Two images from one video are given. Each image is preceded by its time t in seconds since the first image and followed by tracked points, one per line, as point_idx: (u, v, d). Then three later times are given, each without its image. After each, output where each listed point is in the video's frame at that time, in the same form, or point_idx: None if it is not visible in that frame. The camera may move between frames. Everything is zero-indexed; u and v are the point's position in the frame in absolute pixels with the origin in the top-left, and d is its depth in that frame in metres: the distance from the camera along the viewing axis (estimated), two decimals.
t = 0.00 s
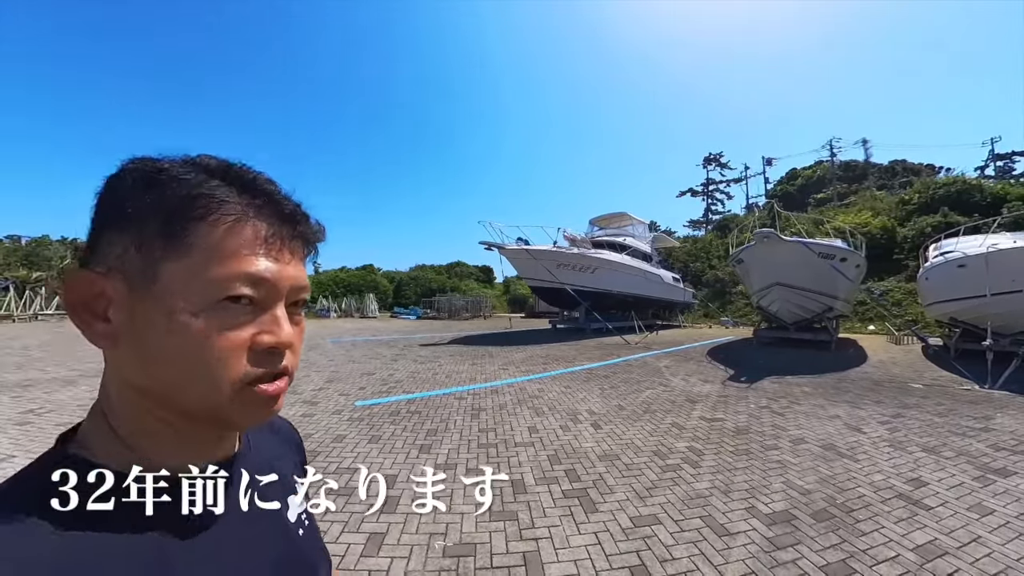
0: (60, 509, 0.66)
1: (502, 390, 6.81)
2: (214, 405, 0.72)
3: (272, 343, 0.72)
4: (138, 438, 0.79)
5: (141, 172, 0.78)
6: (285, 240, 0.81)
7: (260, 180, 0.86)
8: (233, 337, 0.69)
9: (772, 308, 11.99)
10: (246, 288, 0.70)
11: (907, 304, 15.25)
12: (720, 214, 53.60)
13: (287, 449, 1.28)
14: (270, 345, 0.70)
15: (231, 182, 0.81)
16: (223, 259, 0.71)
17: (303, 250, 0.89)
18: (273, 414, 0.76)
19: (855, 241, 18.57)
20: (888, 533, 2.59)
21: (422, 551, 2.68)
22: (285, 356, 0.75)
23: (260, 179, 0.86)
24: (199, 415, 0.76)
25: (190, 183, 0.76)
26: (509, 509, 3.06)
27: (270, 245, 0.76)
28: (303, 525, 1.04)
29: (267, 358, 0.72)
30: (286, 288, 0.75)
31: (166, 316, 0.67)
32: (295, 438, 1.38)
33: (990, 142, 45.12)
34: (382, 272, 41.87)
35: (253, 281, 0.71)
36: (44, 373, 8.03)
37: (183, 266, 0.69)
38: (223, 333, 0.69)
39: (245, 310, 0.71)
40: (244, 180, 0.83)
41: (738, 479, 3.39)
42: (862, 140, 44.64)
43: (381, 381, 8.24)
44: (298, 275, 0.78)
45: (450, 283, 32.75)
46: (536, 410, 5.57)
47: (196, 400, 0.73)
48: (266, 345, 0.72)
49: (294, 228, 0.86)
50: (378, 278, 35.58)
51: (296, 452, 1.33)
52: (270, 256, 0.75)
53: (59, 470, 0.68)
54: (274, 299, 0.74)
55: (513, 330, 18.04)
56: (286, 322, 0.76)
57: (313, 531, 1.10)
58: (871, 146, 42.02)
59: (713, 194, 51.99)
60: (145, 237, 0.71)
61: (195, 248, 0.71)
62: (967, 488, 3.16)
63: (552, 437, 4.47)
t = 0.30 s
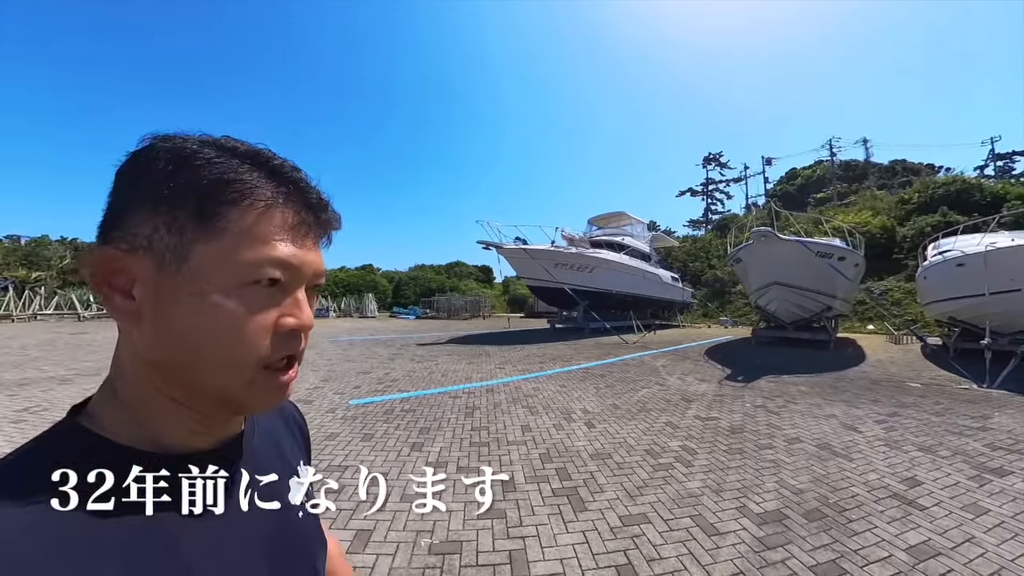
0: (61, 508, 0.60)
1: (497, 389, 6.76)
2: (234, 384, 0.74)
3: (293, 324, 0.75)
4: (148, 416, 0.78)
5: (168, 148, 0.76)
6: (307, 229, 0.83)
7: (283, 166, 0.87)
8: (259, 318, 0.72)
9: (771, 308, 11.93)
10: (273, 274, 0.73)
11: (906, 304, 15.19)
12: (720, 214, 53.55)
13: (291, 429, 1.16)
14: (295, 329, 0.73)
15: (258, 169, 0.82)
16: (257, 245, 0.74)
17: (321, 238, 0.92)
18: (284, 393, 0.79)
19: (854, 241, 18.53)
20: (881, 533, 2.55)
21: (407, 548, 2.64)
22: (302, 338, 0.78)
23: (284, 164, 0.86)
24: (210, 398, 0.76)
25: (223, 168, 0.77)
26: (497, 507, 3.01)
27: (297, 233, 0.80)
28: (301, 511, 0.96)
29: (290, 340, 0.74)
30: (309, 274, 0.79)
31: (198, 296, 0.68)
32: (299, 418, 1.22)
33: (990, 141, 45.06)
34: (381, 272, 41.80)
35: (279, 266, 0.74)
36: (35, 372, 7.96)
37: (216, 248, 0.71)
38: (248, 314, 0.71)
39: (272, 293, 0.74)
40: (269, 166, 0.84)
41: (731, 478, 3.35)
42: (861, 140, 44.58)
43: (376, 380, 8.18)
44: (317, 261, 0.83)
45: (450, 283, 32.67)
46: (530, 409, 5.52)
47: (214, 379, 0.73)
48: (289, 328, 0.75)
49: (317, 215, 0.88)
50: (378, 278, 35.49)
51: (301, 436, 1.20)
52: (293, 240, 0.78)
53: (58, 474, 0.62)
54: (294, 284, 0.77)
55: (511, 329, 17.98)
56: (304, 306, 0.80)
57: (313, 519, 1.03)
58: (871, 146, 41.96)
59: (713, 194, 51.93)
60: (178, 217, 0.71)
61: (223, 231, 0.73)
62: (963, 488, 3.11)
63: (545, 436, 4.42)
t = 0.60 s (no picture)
0: (61, 510, 0.64)
1: (490, 391, 6.69)
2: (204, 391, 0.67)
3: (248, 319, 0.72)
4: (83, 445, 0.67)
5: (62, 142, 0.62)
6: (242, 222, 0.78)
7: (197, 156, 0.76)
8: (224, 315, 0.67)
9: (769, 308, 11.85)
10: (227, 268, 0.68)
11: (905, 305, 15.11)
12: (720, 214, 53.47)
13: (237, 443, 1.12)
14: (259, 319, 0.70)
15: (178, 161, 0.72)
16: (206, 246, 0.67)
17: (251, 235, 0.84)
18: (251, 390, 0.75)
19: (853, 241, 18.46)
20: (873, 543, 2.48)
21: (388, 553, 2.58)
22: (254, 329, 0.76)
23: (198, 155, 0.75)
24: (168, 412, 0.68)
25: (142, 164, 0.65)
26: (482, 512, 2.95)
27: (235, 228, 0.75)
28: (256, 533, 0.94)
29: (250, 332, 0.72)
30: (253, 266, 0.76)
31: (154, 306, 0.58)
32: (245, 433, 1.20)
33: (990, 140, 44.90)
34: (381, 273, 41.71)
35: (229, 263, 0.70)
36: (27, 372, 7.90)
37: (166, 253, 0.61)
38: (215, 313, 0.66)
39: (230, 289, 0.69)
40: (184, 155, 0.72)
41: (721, 483, 3.28)
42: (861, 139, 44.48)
43: (370, 381, 8.11)
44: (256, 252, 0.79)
45: (449, 283, 32.58)
46: (523, 411, 5.45)
47: (177, 390, 0.65)
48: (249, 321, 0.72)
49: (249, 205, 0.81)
50: (376, 278, 35.40)
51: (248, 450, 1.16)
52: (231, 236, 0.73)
53: (59, 472, 0.65)
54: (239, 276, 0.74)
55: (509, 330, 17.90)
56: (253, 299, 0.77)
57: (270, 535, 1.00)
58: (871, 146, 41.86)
59: (712, 194, 51.85)
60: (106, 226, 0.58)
61: (163, 236, 0.63)
62: (959, 495, 3.04)
63: (536, 439, 4.35)
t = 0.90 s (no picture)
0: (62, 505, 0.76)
1: (485, 393, 6.58)
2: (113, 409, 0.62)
3: (162, 325, 0.69)
4: None
5: None
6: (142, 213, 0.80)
7: (81, 141, 0.75)
8: (130, 323, 0.62)
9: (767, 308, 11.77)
10: (133, 271, 0.64)
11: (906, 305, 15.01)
12: (720, 214, 53.32)
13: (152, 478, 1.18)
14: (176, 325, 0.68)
15: (65, 149, 0.71)
16: (101, 245, 0.62)
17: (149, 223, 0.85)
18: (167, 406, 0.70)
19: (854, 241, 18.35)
20: (870, 555, 2.40)
21: (369, 561, 2.49)
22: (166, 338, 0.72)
23: (82, 140, 0.75)
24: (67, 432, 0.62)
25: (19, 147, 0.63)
26: (467, 519, 2.87)
27: (135, 219, 0.75)
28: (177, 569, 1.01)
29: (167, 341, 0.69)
30: (159, 265, 0.73)
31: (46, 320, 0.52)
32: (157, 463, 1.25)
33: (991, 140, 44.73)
34: (380, 273, 41.45)
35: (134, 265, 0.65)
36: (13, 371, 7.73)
37: (54, 257, 0.56)
38: (118, 321, 0.61)
39: (135, 293, 0.65)
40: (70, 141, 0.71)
41: (713, 489, 3.20)
42: (862, 139, 44.32)
43: (364, 383, 8.00)
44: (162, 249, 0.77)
45: (449, 283, 32.35)
46: (516, 414, 5.36)
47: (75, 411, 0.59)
48: (161, 329, 0.69)
49: (146, 194, 0.84)
50: (376, 278, 35.14)
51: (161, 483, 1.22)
52: (128, 231, 0.71)
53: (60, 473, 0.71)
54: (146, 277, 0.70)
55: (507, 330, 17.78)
56: (163, 303, 0.73)
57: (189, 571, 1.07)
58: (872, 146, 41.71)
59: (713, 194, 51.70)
60: None
61: (52, 236, 0.58)
62: (959, 504, 2.96)
63: (527, 443, 4.27)
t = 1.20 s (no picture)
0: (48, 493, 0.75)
1: (484, 394, 6.52)
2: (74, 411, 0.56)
3: (132, 317, 0.64)
4: None
5: None
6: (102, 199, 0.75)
7: (36, 118, 0.68)
8: (94, 317, 0.57)
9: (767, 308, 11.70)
10: (97, 262, 0.59)
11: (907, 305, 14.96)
12: (721, 214, 53.22)
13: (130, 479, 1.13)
14: (147, 317, 0.62)
15: (18, 127, 0.64)
16: (59, 233, 0.57)
17: (113, 212, 0.79)
18: (135, 406, 0.65)
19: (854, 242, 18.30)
20: (875, 561, 2.35)
21: (363, 566, 2.43)
22: (134, 333, 0.66)
23: (37, 117, 0.68)
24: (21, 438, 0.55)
25: None
26: (463, 522, 2.83)
27: (95, 206, 0.70)
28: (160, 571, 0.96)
29: (137, 335, 0.64)
30: (124, 255, 0.67)
31: None
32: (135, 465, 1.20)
33: (991, 140, 44.67)
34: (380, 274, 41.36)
35: (98, 255, 0.60)
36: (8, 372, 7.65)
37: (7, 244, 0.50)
38: (81, 315, 0.55)
39: (99, 284, 0.60)
40: (25, 119, 0.65)
41: (713, 491, 3.15)
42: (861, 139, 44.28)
43: (363, 383, 7.93)
44: (125, 238, 0.71)
45: (449, 284, 32.27)
46: (515, 415, 5.31)
47: (32, 416, 0.53)
48: (130, 321, 0.63)
49: (106, 178, 0.79)
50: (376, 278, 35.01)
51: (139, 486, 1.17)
52: (88, 217, 0.65)
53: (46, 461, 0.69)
54: (110, 269, 0.64)
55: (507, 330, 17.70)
56: (130, 295, 0.67)
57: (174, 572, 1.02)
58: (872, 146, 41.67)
59: (713, 194, 51.65)
60: None
61: (9, 221, 0.52)
62: (964, 507, 2.91)
63: (525, 444, 4.22)
